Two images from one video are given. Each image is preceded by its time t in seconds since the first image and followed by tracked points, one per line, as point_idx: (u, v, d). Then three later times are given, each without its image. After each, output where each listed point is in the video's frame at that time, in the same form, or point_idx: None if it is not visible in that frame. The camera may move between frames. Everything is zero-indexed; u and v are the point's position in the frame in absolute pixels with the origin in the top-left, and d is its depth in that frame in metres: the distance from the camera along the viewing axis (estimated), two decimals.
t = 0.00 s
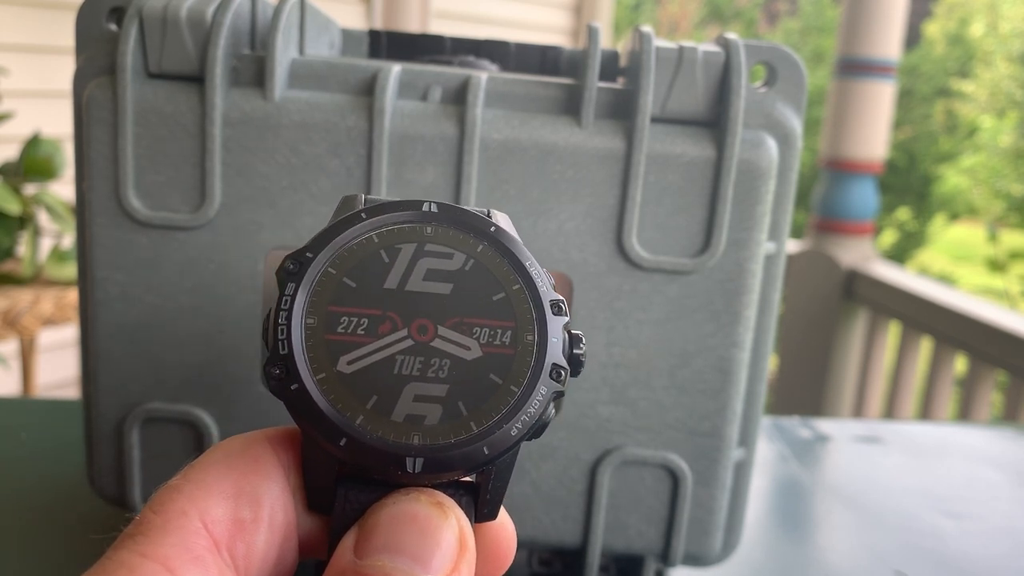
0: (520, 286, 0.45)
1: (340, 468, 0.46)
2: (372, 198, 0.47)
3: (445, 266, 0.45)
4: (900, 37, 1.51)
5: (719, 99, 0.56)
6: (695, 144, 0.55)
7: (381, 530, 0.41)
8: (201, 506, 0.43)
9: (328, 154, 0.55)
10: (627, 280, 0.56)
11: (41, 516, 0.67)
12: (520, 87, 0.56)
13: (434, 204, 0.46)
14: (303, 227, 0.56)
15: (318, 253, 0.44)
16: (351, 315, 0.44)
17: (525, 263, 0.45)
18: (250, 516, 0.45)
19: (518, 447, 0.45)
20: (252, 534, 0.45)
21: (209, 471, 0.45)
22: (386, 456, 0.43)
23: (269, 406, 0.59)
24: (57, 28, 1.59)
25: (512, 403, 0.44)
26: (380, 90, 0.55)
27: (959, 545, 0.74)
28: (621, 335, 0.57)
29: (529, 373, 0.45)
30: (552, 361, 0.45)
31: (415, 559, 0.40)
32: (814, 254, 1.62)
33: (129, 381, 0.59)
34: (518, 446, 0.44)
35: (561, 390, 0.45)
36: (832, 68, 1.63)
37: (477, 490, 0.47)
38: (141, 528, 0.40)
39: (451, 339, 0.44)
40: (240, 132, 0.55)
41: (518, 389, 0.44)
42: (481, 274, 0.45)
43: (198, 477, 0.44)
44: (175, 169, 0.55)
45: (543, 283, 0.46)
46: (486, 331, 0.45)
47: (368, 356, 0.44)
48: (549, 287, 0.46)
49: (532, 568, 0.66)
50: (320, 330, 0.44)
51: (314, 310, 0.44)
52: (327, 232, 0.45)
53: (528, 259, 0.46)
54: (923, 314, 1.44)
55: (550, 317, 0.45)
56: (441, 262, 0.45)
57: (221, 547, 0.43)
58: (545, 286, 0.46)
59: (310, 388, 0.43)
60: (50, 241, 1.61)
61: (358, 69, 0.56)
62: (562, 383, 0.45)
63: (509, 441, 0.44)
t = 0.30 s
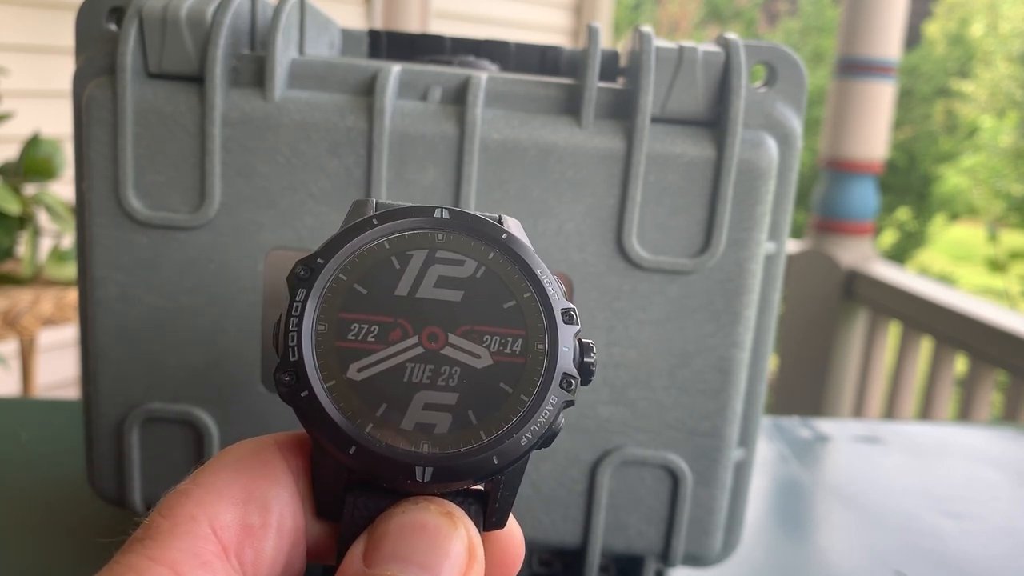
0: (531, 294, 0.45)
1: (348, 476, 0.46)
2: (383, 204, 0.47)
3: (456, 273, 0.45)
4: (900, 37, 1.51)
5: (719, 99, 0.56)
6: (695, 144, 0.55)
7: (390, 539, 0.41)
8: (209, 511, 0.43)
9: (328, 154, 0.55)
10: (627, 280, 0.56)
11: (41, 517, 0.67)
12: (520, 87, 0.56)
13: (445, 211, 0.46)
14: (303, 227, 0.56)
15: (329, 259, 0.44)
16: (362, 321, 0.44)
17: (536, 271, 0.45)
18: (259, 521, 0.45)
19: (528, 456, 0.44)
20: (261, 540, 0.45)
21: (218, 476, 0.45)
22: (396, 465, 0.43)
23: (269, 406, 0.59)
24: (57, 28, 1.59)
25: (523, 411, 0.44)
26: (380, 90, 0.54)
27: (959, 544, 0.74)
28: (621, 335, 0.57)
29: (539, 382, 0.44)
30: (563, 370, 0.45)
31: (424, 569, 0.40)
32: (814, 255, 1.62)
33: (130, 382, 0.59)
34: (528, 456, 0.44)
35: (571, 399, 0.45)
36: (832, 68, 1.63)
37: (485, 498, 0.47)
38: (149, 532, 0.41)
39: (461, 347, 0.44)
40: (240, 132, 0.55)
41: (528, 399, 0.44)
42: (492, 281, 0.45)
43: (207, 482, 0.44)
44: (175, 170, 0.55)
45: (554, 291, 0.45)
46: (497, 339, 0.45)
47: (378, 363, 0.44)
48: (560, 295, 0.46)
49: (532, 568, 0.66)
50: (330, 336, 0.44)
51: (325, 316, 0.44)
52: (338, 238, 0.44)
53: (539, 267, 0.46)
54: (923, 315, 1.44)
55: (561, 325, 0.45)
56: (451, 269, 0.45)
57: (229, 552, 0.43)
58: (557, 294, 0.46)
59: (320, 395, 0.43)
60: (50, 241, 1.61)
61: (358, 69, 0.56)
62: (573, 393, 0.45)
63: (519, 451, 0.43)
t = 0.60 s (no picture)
0: (525, 290, 0.45)
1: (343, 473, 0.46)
2: (378, 199, 0.47)
3: (451, 269, 0.45)
4: (900, 36, 1.51)
5: (719, 99, 0.56)
6: (695, 144, 0.55)
7: (385, 535, 0.41)
8: (204, 508, 0.43)
9: (328, 155, 0.55)
10: (627, 280, 0.56)
11: (41, 516, 0.67)
12: (520, 87, 0.56)
13: (440, 206, 0.46)
14: (303, 227, 0.56)
15: (323, 256, 0.44)
16: (356, 318, 0.44)
17: (531, 268, 0.45)
18: (254, 518, 0.45)
19: (523, 452, 0.45)
20: (256, 537, 0.45)
21: (213, 474, 0.45)
22: (390, 461, 0.43)
23: (269, 406, 0.59)
24: (57, 28, 1.59)
25: (518, 407, 0.44)
26: (380, 90, 0.54)
27: (959, 544, 0.74)
28: (621, 335, 0.57)
29: (534, 378, 0.45)
30: (558, 366, 0.45)
31: (419, 564, 0.40)
32: (814, 255, 1.62)
33: (130, 381, 0.59)
34: (522, 451, 0.44)
35: (566, 395, 0.45)
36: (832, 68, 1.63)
37: (481, 494, 0.47)
38: (144, 529, 0.40)
39: (456, 343, 0.44)
40: (240, 133, 0.55)
41: (522, 395, 0.44)
42: (487, 278, 0.45)
43: (202, 479, 0.44)
44: (175, 170, 0.55)
45: (549, 288, 0.46)
46: (491, 335, 0.45)
47: (373, 360, 0.44)
48: (554, 291, 0.46)
49: (532, 568, 0.66)
50: (325, 332, 0.44)
51: (319, 313, 0.44)
52: (332, 234, 0.44)
53: (534, 263, 0.46)
54: (922, 314, 1.45)
55: (555, 321, 0.45)
56: (446, 265, 0.45)
57: (224, 549, 0.43)
58: (551, 291, 0.46)
59: (315, 392, 0.43)
60: (50, 241, 1.61)
61: (358, 69, 0.56)
62: (567, 388, 0.45)
63: (514, 447, 0.44)
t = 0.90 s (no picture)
0: (513, 282, 0.45)
1: (331, 464, 0.46)
2: (365, 192, 0.47)
3: (438, 261, 0.45)
4: (900, 36, 1.51)
5: (719, 99, 0.56)
6: (696, 144, 0.55)
7: (374, 526, 0.41)
8: (193, 500, 0.42)
9: (328, 155, 0.55)
10: (627, 280, 0.56)
11: (41, 516, 0.67)
12: (520, 87, 0.56)
13: (427, 199, 0.46)
14: (303, 227, 0.56)
15: (310, 249, 0.44)
16: (344, 310, 0.44)
17: (518, 259, 0.46)
18: (243, 510, 0.45)
19: (512, 443, 0.45)
20: (245, 529, 0.45)
21: (200, 467, 0.44)
22: (379, 452, 0.43)
23: (269, 406, 0.59)
24: (57, 28, 1.59)
25: (506, 399, 0.44)
26: (380, 90, 0.55)
27: (959, 544, 0.74)
28: (621, 335, 0.57)
29: (522, 370, 0.45)
30: (545, 357, 0.45)
31: (408, 555, 0.40)
32: (814, 254, 1.62)
33: (130, 381, 0.59)
34: (510, 442, 0.44)
35: (554, 386, 0.45)
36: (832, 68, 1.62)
37: (469, 485, 0.47)
38: (133, 522, 0.40)
39: (444, 335, 0.44)
40: (240, 133, 0.55)
41: (510, 386, 0.44)
42: (475, 270, 0.45)
43: (190, 472, 0.44)
44: (175, 169, 0.55)
45: (537, 279, 0.46)
46: (479, 327, 0.45)
47: (360, 352, 0.44)
48: (542, 283, 0.46)
49: (532, 568, 0.66)
50: (313, 326, 0.44)
51: (307, 305, 0.44)
52: (320, 227, 0.44)
53: (521, 255, 0.46)
54: (923, 314, 1.44)
55: (543, 313, 0.45)
56: (434, 258, 0.45)
57: (214, 541, 0.43)
58: (539, 282, 0.46)
59: (303, 384, 0.43)
60: (50, 241, 1.61)
61: (358, 69, 0.56)
62: (555, 379, 0.45)
63: (502, 438, 0.44)
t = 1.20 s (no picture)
0: (523, 292, 0.45)
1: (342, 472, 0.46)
2: (375, 202, 0.47)
3: (448, 271, 0.45)
4: (900, 37, 1.51)
5: (719, 99, 0.56)
6: (695, 144, 0.55)
7: (383, 535, 0.41)
8: (203, 508, 0.42)
9: (328, 155, 0.55)
10: (627, 280, 0.56)
11: (41, 516, 0.67)
12: (520, 87, 0.56)
13: (437, 210, 0.46)
14: (303, 227, 0.56)
15: (320, 258, 0.44)
16: (354, 319, 0.44)
17: (527, 269, 0.45)
18: (252, 518, 0.45)
19: (520, 453, 0.45)
20: (254, 537, 0.45)
21: (211, 473, 0.44)
22: (388, 461, 0.43)
23: (269, 406, 0.59)
24: (57, 28, 1.59)
25: (514, 408, 0.44)
26: (380, 90, 0.55)
27: (959, 544, 0.74)
28: (621, 335, 0.57)
29: (531, 379, 0.45)
30: (554, 367, 0.45)
31: (416, 565, 0.40)
32: (814, 254, 1.62)
33: (129, 381, 0.59)
34: (519, 452, 0.44)
35: (562, 396, 0.45)
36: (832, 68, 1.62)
37: (478, 495, 0.47)
38: (143, 529, 0.40)
39: (453, 345, 0.44)
40: (240, 133, 0.55)
41: (520, 396, 0.44)
42: (484, 280, 0.45)
43: (201, 479, 0.44)
44: (175, 170, 0.55)
45: (545, 290, 0.46)
46: (488, 337, 0.45)
47: (370, 361, 0.44)
48: (551, 293, 0.46)
49: (532, 568, 0.66)
50: (323, 334, 0.44)
51: (317, 314, 0.44)
52: (331, 237, 0.45)
53: (531, 266, 0.46)
54: (924, 315, 1.44)
55: (552, 323, 0.45)
56: (443, 267, 0.45)
57: (224, 549, 0.43)
58: (547, 293, 0.46)
59: (313, 392, 0.43)
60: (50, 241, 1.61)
61: (358, 69, 0.56)
62: (564, 389, 0.45)
63: (511, 447, 0.44)
